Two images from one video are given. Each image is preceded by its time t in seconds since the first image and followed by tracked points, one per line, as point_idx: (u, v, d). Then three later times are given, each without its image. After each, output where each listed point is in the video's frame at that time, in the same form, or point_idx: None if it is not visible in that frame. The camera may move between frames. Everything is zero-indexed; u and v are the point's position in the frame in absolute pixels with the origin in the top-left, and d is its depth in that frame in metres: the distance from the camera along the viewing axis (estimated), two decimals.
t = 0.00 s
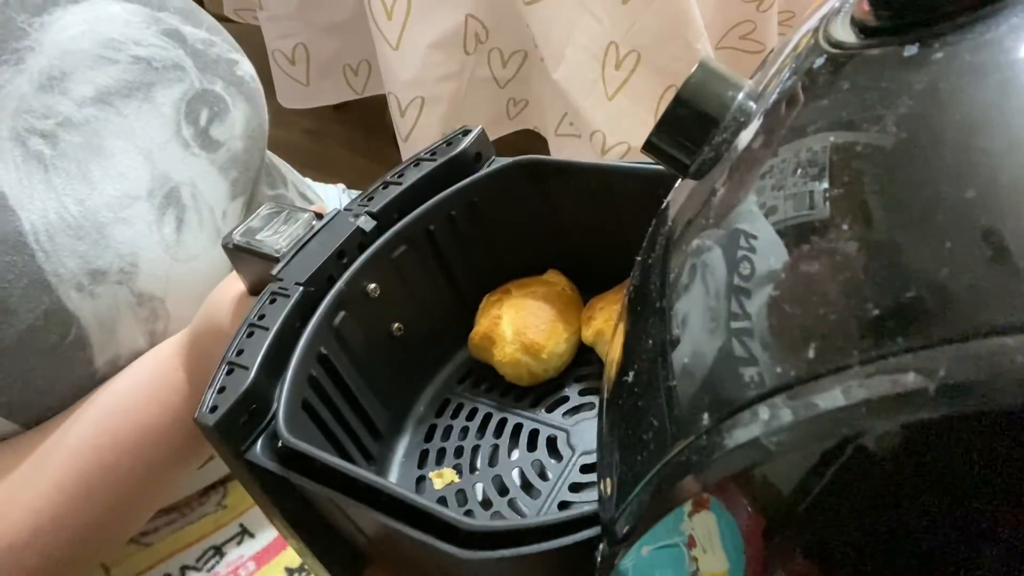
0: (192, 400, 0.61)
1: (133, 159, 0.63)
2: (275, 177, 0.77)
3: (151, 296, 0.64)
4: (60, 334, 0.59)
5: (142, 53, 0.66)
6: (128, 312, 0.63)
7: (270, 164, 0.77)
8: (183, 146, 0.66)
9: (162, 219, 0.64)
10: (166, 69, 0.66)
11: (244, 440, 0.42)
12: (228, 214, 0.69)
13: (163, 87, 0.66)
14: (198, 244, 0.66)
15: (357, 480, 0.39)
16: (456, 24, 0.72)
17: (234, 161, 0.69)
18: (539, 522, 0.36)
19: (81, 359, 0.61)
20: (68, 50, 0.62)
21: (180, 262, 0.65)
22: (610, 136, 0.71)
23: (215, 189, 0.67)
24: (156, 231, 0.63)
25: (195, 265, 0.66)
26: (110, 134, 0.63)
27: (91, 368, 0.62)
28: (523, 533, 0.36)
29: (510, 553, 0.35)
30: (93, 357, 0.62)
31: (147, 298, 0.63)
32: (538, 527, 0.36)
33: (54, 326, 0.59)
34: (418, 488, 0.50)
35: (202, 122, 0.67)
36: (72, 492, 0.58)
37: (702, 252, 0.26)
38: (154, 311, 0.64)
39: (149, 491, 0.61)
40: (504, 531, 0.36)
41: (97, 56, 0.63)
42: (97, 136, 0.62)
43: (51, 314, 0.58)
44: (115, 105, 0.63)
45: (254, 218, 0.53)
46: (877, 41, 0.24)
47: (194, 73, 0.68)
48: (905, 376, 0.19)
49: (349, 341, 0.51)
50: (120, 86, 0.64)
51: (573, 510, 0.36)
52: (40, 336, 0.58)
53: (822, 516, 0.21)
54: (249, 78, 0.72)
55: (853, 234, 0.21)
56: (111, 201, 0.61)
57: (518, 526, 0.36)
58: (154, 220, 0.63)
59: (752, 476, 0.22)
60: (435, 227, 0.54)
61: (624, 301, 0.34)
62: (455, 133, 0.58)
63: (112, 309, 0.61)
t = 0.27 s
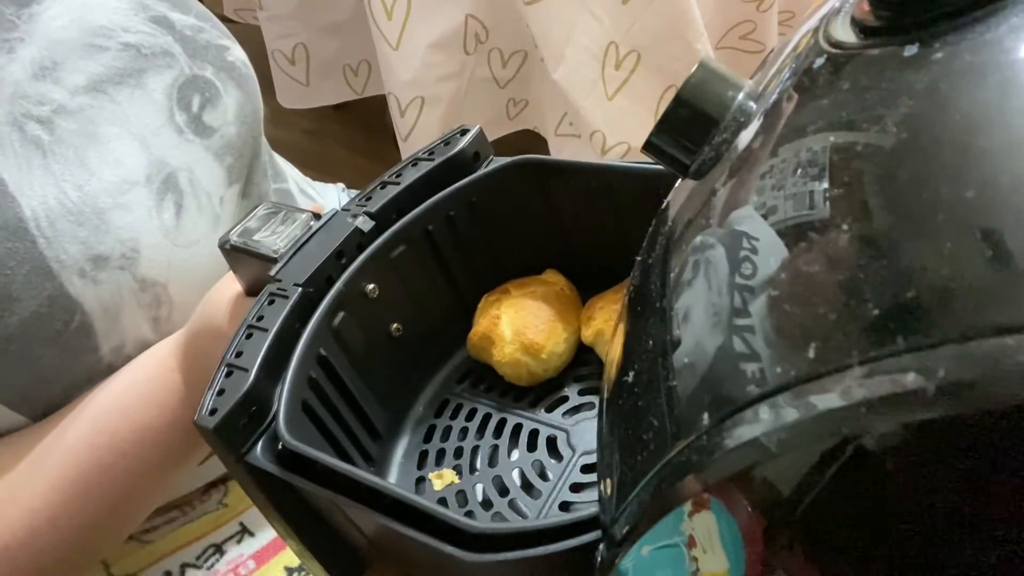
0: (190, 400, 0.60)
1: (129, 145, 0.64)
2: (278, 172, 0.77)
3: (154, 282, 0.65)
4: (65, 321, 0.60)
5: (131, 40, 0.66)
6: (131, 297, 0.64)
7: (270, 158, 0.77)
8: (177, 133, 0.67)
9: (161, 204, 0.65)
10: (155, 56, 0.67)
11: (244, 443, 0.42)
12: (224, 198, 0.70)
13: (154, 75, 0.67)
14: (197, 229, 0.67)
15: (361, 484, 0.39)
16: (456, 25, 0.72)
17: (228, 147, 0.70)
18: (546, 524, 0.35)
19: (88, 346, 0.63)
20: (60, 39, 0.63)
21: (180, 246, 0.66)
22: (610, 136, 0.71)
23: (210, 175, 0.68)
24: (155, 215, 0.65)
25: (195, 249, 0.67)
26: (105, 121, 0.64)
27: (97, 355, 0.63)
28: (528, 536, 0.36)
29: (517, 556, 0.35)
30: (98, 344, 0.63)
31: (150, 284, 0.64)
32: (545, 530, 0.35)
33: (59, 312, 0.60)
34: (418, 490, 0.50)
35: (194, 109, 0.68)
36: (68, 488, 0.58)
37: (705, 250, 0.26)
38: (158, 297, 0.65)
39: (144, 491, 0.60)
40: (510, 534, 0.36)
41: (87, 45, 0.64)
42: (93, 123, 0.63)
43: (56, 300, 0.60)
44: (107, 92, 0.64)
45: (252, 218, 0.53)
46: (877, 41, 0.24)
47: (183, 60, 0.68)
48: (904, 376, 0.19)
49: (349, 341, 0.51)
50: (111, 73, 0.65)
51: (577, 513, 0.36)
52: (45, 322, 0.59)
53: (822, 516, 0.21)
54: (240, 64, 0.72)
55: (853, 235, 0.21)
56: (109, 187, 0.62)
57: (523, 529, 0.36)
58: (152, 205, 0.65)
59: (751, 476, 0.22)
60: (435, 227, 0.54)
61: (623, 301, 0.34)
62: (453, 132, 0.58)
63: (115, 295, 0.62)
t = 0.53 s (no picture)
0: (188, 401, 0.61)
1: (126, 135, 0.63)
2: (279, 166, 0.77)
3: (155, 271, 0.64)
4: (67, 309, 0.59)
5: (125, 32, 0.65)
6: (132, 287, 0.62)
7: (270, 152, 0.76)
8: (172, 123, 0.66)
9: (160, 194, 0.64)
10: (149, 47, 0.66)
11: (250, 446, 0.42)
12: (222, 190, 0.69)
13: (148, 66, 0.66)
14: (197, 219, 0.66)
15: (369, 486, 0.39)
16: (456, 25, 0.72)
17: (225, 138, 0.69)
18: (556, 526, 0.35)
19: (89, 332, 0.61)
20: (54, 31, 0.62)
21: (180, 236, 0.65)
22: (609, 136, 0.71)
23: (208, 165, 0.67)
24: (154, 205, 0.64)
25: (195, 239, 0.66)
26: (101, 111, 0.63)
27: (99, 343, 0.63)
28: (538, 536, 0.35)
29: (528, 557, 0.35)
30: (100, 334, 0.62)
31: (151, 273, 0.63)
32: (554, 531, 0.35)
33: (61, 300, 0.59)
34: (422, 491, 0.50)
35: (189, 100, 0.67)
36: (66, 490, 0.57)
37: (706, 248, 0.26)
38: (158, 286, 0.64)
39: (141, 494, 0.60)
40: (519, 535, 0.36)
41: (81, 37, 0.63)
42: (89, 113, 0.62)
43: (57, 289, 0.59)
44: (102, 84, 0.63)
45: (253, 220, 0.53)
46: (877, 41, 0.24)
47: (177, 51, 0.67)
48: (904, 376, 0.19)
49: (352, 343, 0.51)
50: (106, 65, 0.64)
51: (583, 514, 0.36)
52: (47, 311, 0.59)
53: (829, 518, 0.21)
54: (235, 56, 0.71)
55: (853, 234, 0.21)
56: (108, 176, 0.61)
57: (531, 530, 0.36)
58: (152, 194, 0.64)
59: (751, 476, 0.22)
60: (437, 229, 0.54)
61: (623, 302, 0.34)
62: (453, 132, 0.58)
63: (116, 283, 0.61)
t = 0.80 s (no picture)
0: (184, 398, 0.61)
1: (131, 121, 0.63)
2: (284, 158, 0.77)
3: (159, 253, 0.63)
4: (72, 289, 0.59)
5: (131, 21, 0.65)
6: (137, 269, 0.62)
7: (275, 144, 0.76)
8: (177, 110, 0.66)
9: (164, 178, 0.64)
10: (154, 36, 0.65)
11: (249, 447, 0.42)
12: (226, 177, 0.69)
13: (153, 54, 0.65)
14: (201, 205, 0.66)
15: (369, 487, 0.39)
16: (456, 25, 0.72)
17: (229, 126, 0.68)
18: (558, 525, 0.35)
19: (95, 313, 0.62)
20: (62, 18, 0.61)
21: (185, 220, 0.65)
22: (609, 136, 0.71)
23: (213, 153, 0.67)
24: (159, 189, 0.63)
25: (199, 224, 0.66)
26: (107, 97, 0.62)
27: (104, 324, 0.63)
28: (534, 538, 0.36)
29: (531, 556, 0.35)
30: (106, 316, 0.62)
31: (156, 256, 0.63)
32: (556, 531, 0.35)
33: (66, 280, 0.59)
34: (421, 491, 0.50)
35: (194, 89, 0.67)
36: (58, 484, 0.58)
37: (707, 243, 0.27)
38: (163, 269, 0.64)
39: (133, 493, 0.60)
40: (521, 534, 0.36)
41: (88, 25, 0.63)
42: (96, 99, 0.62)
43: (63, 269, 0.59)
44: (109, 71, 0.63)
45: (252, 221, 0.52)
46: (877, 41, 0.24)
47: (182, 40, 0.67)
48: (904, 376, 0.19)
49: (352, 343, 0.51)
50: (113, 53, 0.63)
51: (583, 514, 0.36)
52: (52, 291, 0.59)
53: (826, 518, 0.21)
54: (240, 47, 0.71)
55: (853, 234, 0.21)
56: (114, 159, 0.61)
57: (533, 530, 0.36)
58: (156, 178, 0.63)
59: (751, 475, 0.22)
60: (437, 229, 0.54)
61: (622, 302, 0.34)
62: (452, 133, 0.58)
63: (121, 265, 0.61)
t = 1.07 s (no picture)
0: (182, 396, 0.61)
1: (144, 108, 0.62)
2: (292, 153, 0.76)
3: (169, 238, 0.63)
4: (82, 270, 0.59)
5: (145, 12, 0.65)
6: (147, 253, 0.62)
7: (282, 139, 0.76)
8: (189, 100, 0.65)
9: (175, 164, 0.63)
10: (167, 28, 0.65)
11: (249, 447, 0.42)
12: (236, 167, 0.68)
13: (166, 45, 0.65)
14: (210, 193, 0.65)
15: (369, 486, 0.39)
16: (457, 25, 0.72)
17: (239, 119, 0.67)
18: (559, 524, 0.35)
19: (103, 297, 0.61)
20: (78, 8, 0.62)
21: (195, 207, 0.64)
22: (609, 136, 0.71)
23: (223, 143, 0.66)
24: (170, 175, 0.63)
25: (209, 211, 0.65)
26: (121, 84, 0.62)
27: (112, 307, 0.62)
28: (538, 535, 0.36)
29: (532, 556, 0.35)
30: (115, 298, 0.62)
31: (165, 240, 0.63)
32: (557, 530, 0.35)
33: (77, 259, 0.59)
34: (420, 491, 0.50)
35: (205, 79, 0.66)
36: (47, 475, 0.58)
37: (708, 237, 0.27)
38: (172, 254, 0.63)
39: (121, 490, 0.60)
40: (522, 533, 0.36)
41: (103, 16, 0.63)
42: (110, 86, 0.61)
43: (73, 249, 0.58)
44: (123, 59, 0.63)
45: (251, 220, 0.52)
46: (877, 41, 0.24)
47: (194, 32, 0.66)
48: (905, 376, 0.19)
49: (351, 343, 0.51)
50: (127, 42, 0.63)
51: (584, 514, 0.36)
52: (63, 270, 0.58)
53: (822, 517, 0.21)
54: (250, 41, 0.70)
55: (853, 234, 0.21)
56: (126, 144, 0.61)
57: (534, 529, 0.36)
58: (167, 165, 0.63)
59: (751, 476, 0.22)
60: (436, 228, 0.54)
61: (622, 302, 0.34)
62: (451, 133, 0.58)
63: (131, 248, 0.61)
